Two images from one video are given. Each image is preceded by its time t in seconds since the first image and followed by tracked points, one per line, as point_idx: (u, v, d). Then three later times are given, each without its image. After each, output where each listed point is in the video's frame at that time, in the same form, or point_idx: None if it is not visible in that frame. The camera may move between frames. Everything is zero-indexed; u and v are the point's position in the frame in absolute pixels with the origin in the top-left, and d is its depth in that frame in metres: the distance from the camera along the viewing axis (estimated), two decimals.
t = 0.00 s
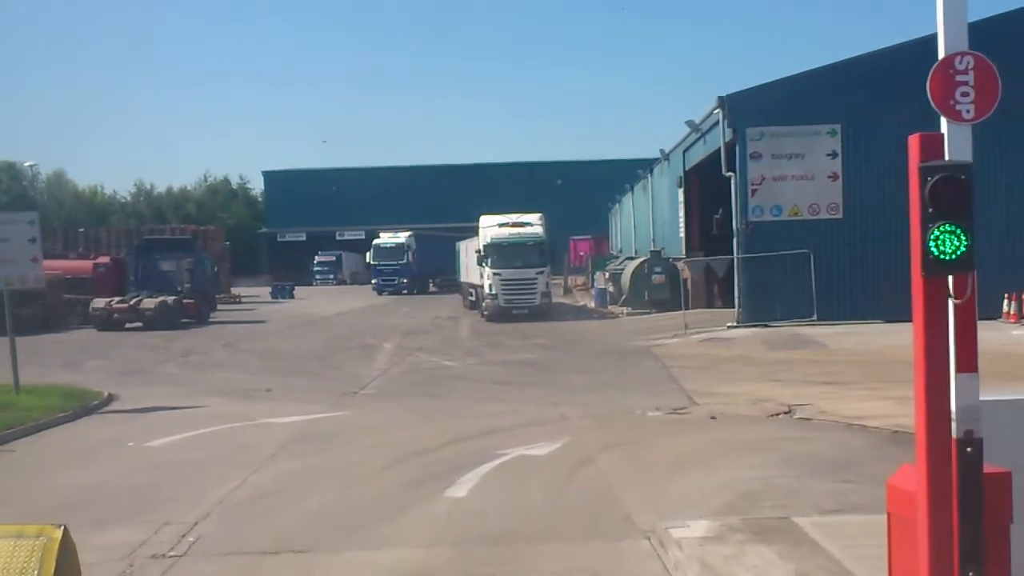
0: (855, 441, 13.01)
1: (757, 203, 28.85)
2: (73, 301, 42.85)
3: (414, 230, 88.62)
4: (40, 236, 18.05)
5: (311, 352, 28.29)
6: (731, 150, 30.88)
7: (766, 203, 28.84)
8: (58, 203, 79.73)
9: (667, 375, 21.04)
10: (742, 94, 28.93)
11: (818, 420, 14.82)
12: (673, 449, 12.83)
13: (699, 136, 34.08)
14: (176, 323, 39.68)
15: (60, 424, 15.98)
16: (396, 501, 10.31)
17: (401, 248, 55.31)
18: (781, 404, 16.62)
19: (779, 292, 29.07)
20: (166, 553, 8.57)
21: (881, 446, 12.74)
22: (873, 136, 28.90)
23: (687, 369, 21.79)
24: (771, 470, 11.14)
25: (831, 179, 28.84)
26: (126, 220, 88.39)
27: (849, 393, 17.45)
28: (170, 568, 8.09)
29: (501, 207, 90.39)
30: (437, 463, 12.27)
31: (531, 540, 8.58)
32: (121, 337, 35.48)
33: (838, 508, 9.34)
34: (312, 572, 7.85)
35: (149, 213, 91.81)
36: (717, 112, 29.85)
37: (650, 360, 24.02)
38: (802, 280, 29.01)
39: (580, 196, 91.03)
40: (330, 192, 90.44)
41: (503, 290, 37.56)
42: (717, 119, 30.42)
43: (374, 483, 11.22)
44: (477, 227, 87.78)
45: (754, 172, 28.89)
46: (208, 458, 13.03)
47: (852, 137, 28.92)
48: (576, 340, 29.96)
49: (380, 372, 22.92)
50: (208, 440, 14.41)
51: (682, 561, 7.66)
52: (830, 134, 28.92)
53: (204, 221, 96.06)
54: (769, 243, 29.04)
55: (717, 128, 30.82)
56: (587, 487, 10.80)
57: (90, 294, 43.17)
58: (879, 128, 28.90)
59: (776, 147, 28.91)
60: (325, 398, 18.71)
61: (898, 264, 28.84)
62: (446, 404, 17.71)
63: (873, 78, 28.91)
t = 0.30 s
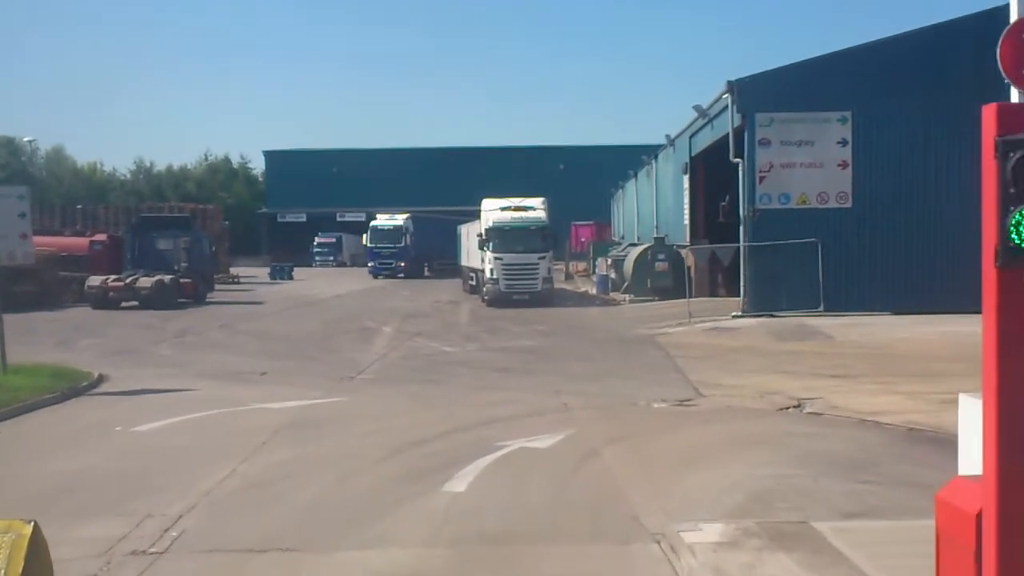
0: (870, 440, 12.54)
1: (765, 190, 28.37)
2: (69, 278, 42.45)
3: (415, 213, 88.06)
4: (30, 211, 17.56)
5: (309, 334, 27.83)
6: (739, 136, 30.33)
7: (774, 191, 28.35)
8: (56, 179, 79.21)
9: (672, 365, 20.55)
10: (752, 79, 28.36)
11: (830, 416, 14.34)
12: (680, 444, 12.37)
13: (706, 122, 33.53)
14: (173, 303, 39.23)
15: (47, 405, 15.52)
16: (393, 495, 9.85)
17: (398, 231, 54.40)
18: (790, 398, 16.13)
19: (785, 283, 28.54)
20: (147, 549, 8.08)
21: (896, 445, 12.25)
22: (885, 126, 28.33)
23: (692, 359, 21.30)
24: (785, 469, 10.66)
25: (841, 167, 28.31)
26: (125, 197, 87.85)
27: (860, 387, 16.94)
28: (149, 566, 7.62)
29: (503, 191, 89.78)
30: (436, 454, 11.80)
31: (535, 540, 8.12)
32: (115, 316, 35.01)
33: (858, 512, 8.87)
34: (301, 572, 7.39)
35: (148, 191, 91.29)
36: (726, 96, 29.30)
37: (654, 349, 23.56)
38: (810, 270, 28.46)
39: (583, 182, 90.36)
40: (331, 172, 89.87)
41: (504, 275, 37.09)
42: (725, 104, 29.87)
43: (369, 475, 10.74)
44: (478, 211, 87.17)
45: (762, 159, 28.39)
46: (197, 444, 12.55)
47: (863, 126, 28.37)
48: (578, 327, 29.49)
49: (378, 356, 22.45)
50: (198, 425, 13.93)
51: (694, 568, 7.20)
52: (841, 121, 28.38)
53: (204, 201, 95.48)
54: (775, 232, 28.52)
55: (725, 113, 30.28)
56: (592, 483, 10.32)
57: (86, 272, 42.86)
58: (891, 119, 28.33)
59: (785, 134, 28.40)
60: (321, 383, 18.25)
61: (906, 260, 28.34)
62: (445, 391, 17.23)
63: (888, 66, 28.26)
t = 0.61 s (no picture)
0: (884, 455, 12.06)
1: (767, 195, 27.97)
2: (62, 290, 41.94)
3: (412, 220, 87.65)
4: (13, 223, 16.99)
5: (303, 346, 27.32)
6: (739, 140, 29.90)
7: (776, 196, 27.96)
8: (51, 189, 78.72)
9: (674, 375, 20.04)
10: (752, 83, 27.89)
11: (840, 429, 13.87)
12: (687, 461, 11.88)
13: (706, 126, 33.05)
14: (167, 315, 38.68)
15: (29, 424, 14.95)
16: (387, 521, 9.35)
17: (392, 238, 53.42)
18: (798, 410, 15.61)
19: (788, 289, 28.06)
20: None
21: (912, 460, 11.73)
22: (887, 128, 27.90)
23: (694, 369, 20.77)
24: (797, 488, 10.15)
25: (843, 171, 27.86)
26: (120, 208, 87.35)
27: (870, 398, 16.43)
28: None
29: (500, 198, 89.40)
30: (432, 475, 11.30)
31: (537, 572, 7.61)
32: (108, 329, 34.50)
33: (879, 538, 8.38)
34: None
35: (144, 201, 90.81)
36: (726, 100, 28.84)
37: (655, 358, 23.08)
38: (812, 276, 27.99)
39: (581, 187, 89.99)
40: (327, 181, 89.46)
41: (502, 283, 36.62)
42: (725, 108, 29.40)
43: (361, 500, 10.21)
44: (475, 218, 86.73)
45: (763, 163, 27.98)
46: (183, 467, 12.02)
47: (866, 129, 27.92)
48: (577, 336, 29.02)
49: (374, 369, 21.94)
50: (185, 446, 13.42)
51: None
52: (843, 124, 27.91)
53: (199, 210, 94.99)
54: (777, 237, 28.09)
55: (725, 117, 29.84)
56: (594, 507, 9.79)
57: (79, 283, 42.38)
58: (893, 121, 27.89)
59: (786, 138, 27.98)
60: (314, 398, 17.73)
61: (910, 264, 27.84)
62: (441, 406, 16.69)
63: (889, 67, 27.84)
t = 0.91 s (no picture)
0: (906, 471, 11.51)
1: (774, 201, 27.44)
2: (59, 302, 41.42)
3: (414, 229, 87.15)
4: None
5: (302, 357, 26.78)
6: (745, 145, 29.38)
7: (783, 202, 27.43)
8: (50, 201, 78.28)
9: (682, 386, 19.47)
10: (758, 87, 27.37)
11: (858, 443, 13.32)
12: (700, 479, 11.33)
13: (711, 132, 32.53)
14: (164, 326, 38.14)
15: (12, 444, 14.36)
16: (384, 547, 8.82)
17: (389, 248, 52.57)
18: (811, 423, 15.05)
19: (796, 296, 27.53)
20: None
21: (936, 477, 11.16)
22: (896, 132, 27.36)
23: (702, 380, 20.20)
24: (818, 510, 9.60)
25: (851, 177, 27.34)
26: (120, 219, 86.91)
27: (886, 410, 15.85)
28: None
29: (502, 205, 88.89)
30: (432, 495, 10.75)
31: None
32: (104, 341, 33.97)
33: (909, 566, 7.84)
34: None
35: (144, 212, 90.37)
36: (731, 105, 28.33)
37: (661, 369, 22.52)
38: (821, 283, 27.44)
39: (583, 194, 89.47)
40: (328, 190, 89.00)
41: (504, 292, 36.09)
42: (730, 113, 28.89)
43: (356, 523, 9.67)
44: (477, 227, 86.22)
45: (770, 169, 27.46)
46: (170, 488, 11.48)
47: (875, 133, 27.38)
48: (581, 346, 28.47)
49: (373, 381, 21.40)
50: (175, 465, 12.87)
51: None
52: (851, 128, 27.37)
53: (200, 221, 94.52)
54: (785, 244, 27.57)
55: (730, 123, 29.32)
56: (601, 530, 9.24)
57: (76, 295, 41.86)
58: (903, 125, 27.35)
59: (793, 143, 27.46)
60: (311, 412, 17.19)
61: (921, 270, 27.27)
62: (441, 420, 16.13)
63: (899, 70, 27.28)
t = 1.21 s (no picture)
0: (933, 471, 10.91)
1: (786, 188, 26.79)
2: (57, 280, 40.85)
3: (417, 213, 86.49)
4: None
5: (301, 340, 26.21)
6: (758, 130, 28.71)
7: (796, 190, 26.79)
8: (51, 178, 77.70)
9: (691, 377, 18.86)
10: (773, 71, 26.71)
11: (879, 440, 12.74)
12: (716, 475, 10.75)
13: (722, 117, 31.87)
14: (163, 306, 37.59)
15: None
16: (382, 544, 8.24)
17: (390, 232, 51.56)
18: (829, 417, 14.44)
19: (808, 286, 26.90)
20: None
21: (965, 478, 10.54)
22: (913, 121, 26.69)
23: (712, 370, 19.59)
24: (845, 514, 9.01)
25: (866, 165, 26.69)
26: (122, 198, 86.31)
27: (905, 405, 15.23)
28: None
29: (506, 191, 88.22)
30: (433, 488, 10.17)
31: None
32: (101, 321, 33.41)
33: None
34: None
35: (146, 191, 89.79)
36: (744, 89, 27.68)
37: (669, 358, 21.92)
38: (834, 274, 26.81)
39: (589, 183, 88.80)
40: (332, 172, 88.32)
41: (508, 277, 35.49)
42: (744, 97, 28.22)
43: (353, 517, 9.10)
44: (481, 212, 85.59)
45: (784, 156, 26.82)
46: (156, 476, 10.89)
47: (891, 120, 26.71)
48: (586, 333, 27.90)
49: (374, 366, 20.83)
50: (165, 451, 12.30)
51: None
52: (867, 115, 26.69)
53: (202, 201, 93.90)
54: (797, 233, 26.93)
55: (743, 107, 28.66)
56: (614, 530, 8.64)
57: (74, 273, 41.28)
58: (921, 113, 26.67)
59: (808, 129, 26.81)
60: (308, 397, 16.62)
61: (936, 262, 26.64)
62: (444, 408, 15.54)
63: (918, 56, 26.58)
